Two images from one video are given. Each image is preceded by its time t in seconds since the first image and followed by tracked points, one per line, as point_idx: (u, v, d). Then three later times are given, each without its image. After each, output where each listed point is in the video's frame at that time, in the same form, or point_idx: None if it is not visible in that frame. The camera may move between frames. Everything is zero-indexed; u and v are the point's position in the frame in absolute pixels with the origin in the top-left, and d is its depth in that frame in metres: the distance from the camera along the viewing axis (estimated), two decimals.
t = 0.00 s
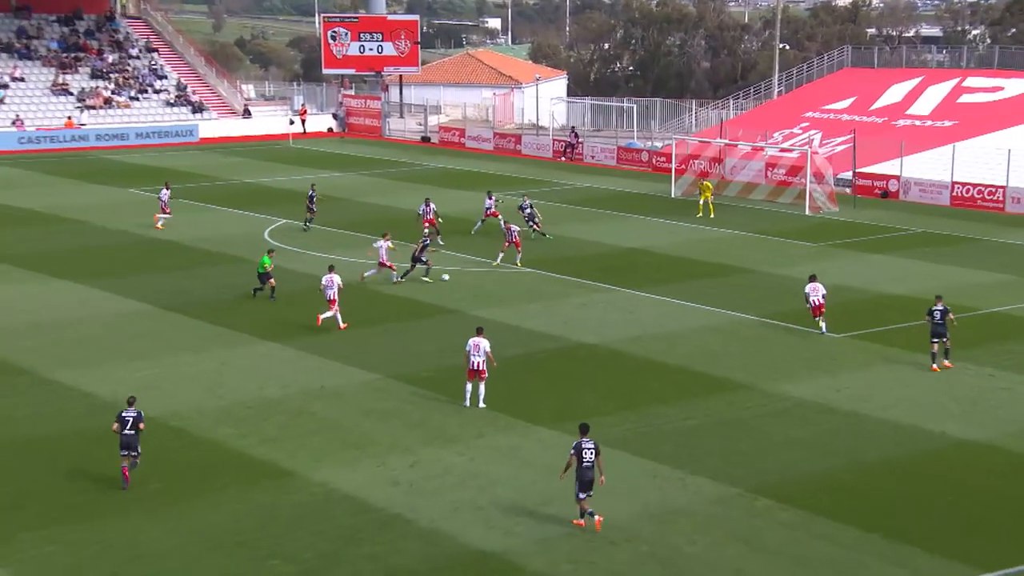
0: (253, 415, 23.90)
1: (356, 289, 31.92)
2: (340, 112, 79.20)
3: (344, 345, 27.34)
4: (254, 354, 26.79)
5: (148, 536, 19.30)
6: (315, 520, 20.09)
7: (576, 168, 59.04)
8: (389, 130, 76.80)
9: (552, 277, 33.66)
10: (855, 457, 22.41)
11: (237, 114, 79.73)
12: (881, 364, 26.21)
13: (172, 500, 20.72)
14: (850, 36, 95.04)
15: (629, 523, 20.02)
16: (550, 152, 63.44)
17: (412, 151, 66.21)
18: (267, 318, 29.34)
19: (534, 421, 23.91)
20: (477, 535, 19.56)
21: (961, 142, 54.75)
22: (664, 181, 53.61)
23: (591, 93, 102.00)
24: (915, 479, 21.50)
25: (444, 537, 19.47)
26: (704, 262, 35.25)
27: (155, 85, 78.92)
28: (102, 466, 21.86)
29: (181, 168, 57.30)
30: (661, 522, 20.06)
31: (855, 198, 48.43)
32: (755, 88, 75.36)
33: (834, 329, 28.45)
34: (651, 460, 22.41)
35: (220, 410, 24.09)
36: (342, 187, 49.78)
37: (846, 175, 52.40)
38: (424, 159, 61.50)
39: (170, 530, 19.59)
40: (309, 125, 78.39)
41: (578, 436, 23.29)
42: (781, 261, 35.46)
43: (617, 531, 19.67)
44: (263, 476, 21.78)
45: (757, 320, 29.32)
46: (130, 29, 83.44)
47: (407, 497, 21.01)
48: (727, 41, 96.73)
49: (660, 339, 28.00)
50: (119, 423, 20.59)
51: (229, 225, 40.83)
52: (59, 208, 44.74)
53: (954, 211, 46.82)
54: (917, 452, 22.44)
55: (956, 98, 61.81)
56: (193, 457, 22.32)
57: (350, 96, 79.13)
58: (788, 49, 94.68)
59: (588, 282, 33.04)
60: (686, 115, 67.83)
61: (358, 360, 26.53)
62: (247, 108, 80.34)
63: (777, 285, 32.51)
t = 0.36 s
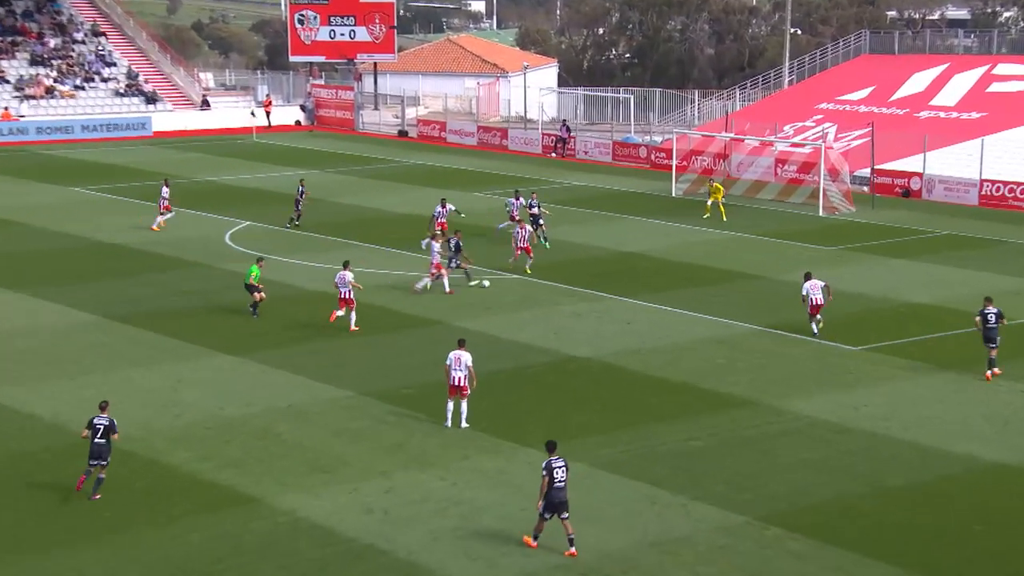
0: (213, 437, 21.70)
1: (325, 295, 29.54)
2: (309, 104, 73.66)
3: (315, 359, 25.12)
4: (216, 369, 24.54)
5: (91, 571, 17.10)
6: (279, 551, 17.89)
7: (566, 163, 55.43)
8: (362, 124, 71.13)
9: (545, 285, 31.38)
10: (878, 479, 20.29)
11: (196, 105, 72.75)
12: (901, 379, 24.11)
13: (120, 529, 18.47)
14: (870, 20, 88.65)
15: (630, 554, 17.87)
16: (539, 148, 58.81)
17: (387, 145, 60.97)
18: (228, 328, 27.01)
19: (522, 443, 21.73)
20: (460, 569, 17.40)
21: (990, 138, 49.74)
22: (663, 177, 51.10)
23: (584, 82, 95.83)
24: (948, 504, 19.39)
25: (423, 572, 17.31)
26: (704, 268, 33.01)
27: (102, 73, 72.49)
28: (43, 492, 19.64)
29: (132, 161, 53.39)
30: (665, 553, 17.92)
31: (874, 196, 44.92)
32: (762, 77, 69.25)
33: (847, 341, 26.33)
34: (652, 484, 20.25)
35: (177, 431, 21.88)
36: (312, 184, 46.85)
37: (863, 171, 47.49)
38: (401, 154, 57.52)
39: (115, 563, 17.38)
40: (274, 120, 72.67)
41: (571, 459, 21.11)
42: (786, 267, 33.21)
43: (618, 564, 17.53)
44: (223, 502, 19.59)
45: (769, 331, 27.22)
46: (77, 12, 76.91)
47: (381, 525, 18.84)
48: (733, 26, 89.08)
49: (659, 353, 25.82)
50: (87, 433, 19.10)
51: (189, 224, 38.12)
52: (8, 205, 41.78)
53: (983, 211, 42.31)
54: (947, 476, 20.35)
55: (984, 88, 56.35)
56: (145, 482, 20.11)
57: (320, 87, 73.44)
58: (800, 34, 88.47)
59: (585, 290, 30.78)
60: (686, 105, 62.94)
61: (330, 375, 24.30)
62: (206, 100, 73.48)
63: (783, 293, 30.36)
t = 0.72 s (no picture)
0: (165, 455, 20.11)
1: (288, 301, 27.91)
2: (269, 97, 69.75)
3: (277, 370, 23.54)
4: (170, 382, 22.93)
5: None
6: None
7: (545, 159, 53.86)
8: (326, 117, 67.41)
9: (523, 290, 29.86)
10: (882, 496, 18.87)
11: (146, 97, 69.08)
12: (901, 390, 22.74)
13: (59, 558, 16.81)
14: (868, 5, 84.51)
15: None
16: (517, 143, 57.29)
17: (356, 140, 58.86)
18: (184, 337, 25.36)
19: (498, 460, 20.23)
20: None
21: (996, 131, 47.26)
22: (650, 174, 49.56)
23: (564, 72, 93.47)
24: (960, 523, 18.00)
25: None
26: (691, 270, 31.61)
27: (43, 62, 68.11)
28: None
29: (80, 158, 51.12)
30: None
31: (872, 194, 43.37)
32: (754, 66, 66.23)
33: (843, 349, 24.95)
34: (640, 503, 18.76)
35: (126, 449, 20.28)
36: (275, 182, 44.84)
37: (863, 168, 45.95)
38: (368, 150, 55.17)
39: None
40: (232, 112, 69.11)
41: (552, 477, 19.61)
42: (776, 271, 31.79)
43: None
44: (174, 524, 17.97)
45: (761, 338, 25.81)
46: None
47: (346, 550, 17.27)
48: (723, 12, 86.14)
49: (643, 362, 24.36)
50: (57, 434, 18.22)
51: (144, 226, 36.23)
52: None
53: (991, 211, 40.97)
54: (956, 493, 18.96)
55: (990, 78, 53.66)
56: (89, 504, 18.48)
57: (280, 78, 69.61)
58: (795, 20, 86.03)
59: (565, 295, 29.29)
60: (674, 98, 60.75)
61: (293, 388, 22.73)
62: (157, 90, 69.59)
63: (772, 298, 28.94)
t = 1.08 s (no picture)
0: (123, 469, 19.25)
1: (251, 307, 27.09)
2: (231, 94, 67.85)
3: (240, 379, 22.71)
4: (126, 391, 22.07)
5: None
6: None
7: (519, 160, 53.13)
8: (289, 117, 65.63)
9: (497, 294, 29.12)
10: (868, 506, 18.25)
11: (99, 95, 67.50)
12: (884, 397, 22.18)
13: None
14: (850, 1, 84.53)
15: None
16: (489, 143, 56.53)
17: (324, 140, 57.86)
18: (142, 345, 24.50)
19: (471, 471, 19.48)
20: None
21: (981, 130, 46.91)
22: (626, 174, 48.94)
23: (538, 68, 92.72)
24: (949, 534, 17.39)
25: None
26: (666, 273, 31.01)
27: None
28: None
29: (35, 159, 49.94)
30: None
31: (855, 193, 43.03)
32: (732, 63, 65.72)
33: (826, 355, 24.37)
34: (618, 515, 18.05)
35: (80, 462, 19.40)
36: (238, 183, 43.91)
37: (846, 167, 45.49)
38: (335, 150, 54.19)
39: None
40: (191, 109, 67.12)
41: (527, 489, 18.88)
42: (754, 274, 31.23)
43: None
44: (129, 540, 17.11)
45: (740, 344, 25.20)
46: None
47: (311, 566, 16.48)
48: (701, 8, 85.57)
49: (619, 369, 23.70)
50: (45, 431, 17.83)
51: (104, 229, 35.26)
52: None
53: (976, 212, 40.61)
54: (944, 503, 18.37)
55: (975, 76, 53.33)
56: (40, 521, 17.59)
57: (241, 75, 67.87)
58: (774, 16, 85.54)
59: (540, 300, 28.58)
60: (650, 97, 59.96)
61: (257, 397, 21.91)
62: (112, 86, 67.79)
63: (750, 302, 28.34)
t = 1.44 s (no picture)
0: (88, 483, 18.47)
1: (222, 313, 26.33)
2: (199, 92, 66.12)
3: (211, 388, 21.95)
4: (92, 402, 21.28)
5: None
6: None
7: (501, 159, 52.40)
8: (260, 115, 64.08)
9: (476, 299, 28.42)
10: (862, 518, 17.60)
11: (61, 91, 66.36)
12: (876, 404, 21.57)
13: None
14: None
15: None
16: (469, 142, 55.73)
17: (298, 140, 56.86)
18: (109, 353, 23.72)
19: (450, 483, 18.78)
20: None
21: (979, 128, 46.41)
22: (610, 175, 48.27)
23: (519, 64, 91.92)
24: (949, 547, 16.76)
25: None
26: (651, 276, 30.37)
27: None
28: None
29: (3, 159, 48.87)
30: None
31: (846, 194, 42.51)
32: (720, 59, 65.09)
33: (817, 362, 23.73)
34: (603, 528, 17.35)
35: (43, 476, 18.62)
36: (209, 184, 43.03)
37: (839, 168, 44.96)
38: (308, 151, 53.21)
39: None
40: (157, 107, 65.46)
41: (508, 502, 18.18)
42: (742, 278, 30.58)
43: None
44: (91, 557, 16.34)
45: (728, 350, 24.58)
46: None
47: None
48: (688, 3, 84.93)
49: (604, 377, 23.04)
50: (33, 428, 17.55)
51: (72, 232, 34.40)
52: None
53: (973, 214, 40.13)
54: (942, 514, 17.73)
55: (971, 73, 52.89)
56: None
57: (210, 72, 66.11)
58: (760, 10, 84.97)
59: (521, 305, 27.88)
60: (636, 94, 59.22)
61: (228, 407, 21.15)
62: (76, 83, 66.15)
63: (737, 307, 27.72)
